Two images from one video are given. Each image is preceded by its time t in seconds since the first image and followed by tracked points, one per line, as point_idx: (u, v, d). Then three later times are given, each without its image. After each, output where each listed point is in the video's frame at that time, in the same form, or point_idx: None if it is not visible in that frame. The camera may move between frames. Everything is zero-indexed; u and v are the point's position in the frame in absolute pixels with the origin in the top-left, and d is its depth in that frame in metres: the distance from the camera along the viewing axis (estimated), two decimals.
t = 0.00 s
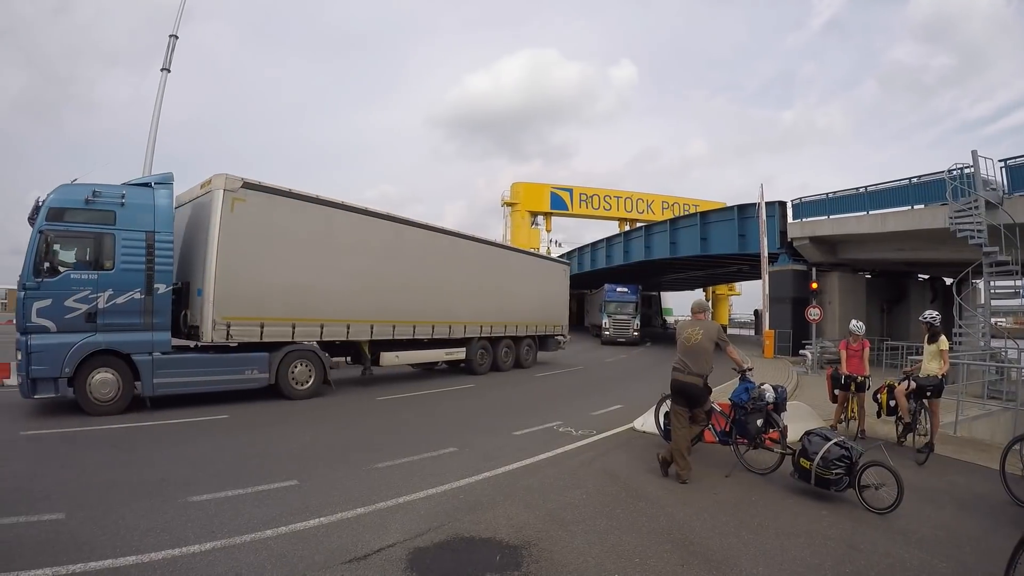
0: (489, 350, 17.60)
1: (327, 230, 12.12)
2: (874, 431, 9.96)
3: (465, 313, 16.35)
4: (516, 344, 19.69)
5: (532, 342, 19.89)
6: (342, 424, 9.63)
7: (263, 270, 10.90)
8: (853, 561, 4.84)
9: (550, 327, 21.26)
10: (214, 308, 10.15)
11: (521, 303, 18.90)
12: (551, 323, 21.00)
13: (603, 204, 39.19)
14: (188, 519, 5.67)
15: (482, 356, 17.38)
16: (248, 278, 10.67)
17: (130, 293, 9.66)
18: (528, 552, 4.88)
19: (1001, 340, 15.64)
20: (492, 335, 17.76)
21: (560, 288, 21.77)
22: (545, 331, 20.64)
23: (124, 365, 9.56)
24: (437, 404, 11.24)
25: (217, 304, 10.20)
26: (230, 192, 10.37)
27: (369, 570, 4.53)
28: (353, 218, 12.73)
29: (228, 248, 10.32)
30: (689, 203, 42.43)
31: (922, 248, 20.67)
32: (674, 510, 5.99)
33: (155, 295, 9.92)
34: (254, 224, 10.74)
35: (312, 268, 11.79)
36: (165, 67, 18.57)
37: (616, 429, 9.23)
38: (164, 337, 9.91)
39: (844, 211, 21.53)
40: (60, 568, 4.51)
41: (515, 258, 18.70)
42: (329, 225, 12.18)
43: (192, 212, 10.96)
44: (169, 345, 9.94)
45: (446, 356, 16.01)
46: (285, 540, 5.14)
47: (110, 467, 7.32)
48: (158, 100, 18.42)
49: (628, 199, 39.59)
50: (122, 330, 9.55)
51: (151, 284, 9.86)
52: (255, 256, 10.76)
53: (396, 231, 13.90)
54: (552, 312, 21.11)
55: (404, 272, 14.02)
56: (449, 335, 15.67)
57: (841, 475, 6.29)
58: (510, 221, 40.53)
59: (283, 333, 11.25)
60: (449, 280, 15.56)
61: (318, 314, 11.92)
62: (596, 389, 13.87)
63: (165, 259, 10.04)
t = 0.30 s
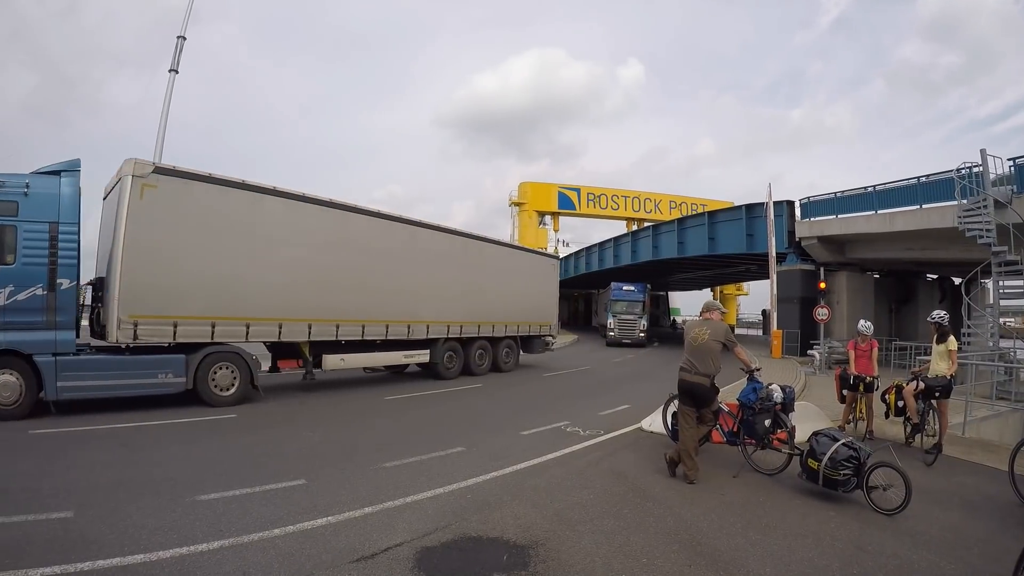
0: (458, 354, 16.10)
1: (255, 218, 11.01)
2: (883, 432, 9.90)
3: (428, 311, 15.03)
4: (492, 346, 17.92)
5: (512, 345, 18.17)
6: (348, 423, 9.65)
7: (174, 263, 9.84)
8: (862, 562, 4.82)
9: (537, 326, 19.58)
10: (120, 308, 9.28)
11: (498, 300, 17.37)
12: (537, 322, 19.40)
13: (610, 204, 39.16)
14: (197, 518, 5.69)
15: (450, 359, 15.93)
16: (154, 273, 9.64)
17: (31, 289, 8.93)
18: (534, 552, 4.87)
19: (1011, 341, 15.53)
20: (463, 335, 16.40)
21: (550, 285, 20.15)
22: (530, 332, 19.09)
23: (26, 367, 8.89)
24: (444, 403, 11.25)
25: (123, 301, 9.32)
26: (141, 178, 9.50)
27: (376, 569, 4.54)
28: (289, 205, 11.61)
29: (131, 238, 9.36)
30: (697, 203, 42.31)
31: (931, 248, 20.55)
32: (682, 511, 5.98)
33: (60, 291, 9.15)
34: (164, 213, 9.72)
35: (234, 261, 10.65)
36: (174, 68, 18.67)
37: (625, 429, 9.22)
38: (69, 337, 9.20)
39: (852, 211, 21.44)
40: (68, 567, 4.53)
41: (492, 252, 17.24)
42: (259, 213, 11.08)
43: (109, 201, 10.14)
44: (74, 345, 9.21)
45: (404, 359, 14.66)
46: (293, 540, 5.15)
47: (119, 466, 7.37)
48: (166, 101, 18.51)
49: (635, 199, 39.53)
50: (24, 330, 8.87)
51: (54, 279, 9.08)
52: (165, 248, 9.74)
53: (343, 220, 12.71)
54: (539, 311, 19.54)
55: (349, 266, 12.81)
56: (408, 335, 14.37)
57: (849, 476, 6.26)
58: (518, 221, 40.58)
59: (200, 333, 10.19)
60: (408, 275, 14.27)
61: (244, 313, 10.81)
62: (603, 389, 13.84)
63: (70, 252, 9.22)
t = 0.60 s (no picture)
0: (416, 359, 14.56)
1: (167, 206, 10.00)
2: (887, 434, 9.86)
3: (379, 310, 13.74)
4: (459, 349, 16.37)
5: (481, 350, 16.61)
6: (353, 424, 9.67)
7: (65, 254, 8.94)
8: (866, 563, 4.82)
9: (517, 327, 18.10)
10: (13, 306, 8.56)
11: (467, 299, 15.92)
12: (517, 323, 17.94)
13: (615, 205, 39.15)
14: (202, 517, 5.71)
15: (406, 363, 14.39)
16: (42, 266, 8.76)
17: None
18: (538, 554, 4.87)
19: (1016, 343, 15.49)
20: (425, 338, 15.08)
21: (534, 284, 18.66)
22: (508, 334, 17.63)
23: None
24: (448, 404, 11.27)
25: (16, 299, 8.58)
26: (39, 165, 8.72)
27: (382, 569, 4.56)
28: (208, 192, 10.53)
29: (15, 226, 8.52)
30: (701, 204, 42.28)
31: (936, 249, 20.51)
32: (686, 512, 5.97)
33: None
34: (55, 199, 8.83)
35: (137, 254, 9.66)
36: (179, 69, 18.75)
37: (630, 430, 9.23)
38: None
39: (857, 212, 21.39)
40: (72, 566, 4.56)
41: (461, 246, 15.81)
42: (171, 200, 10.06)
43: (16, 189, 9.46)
44: None
45: (348, 363, 13.36)
46: (298, 540, 5.16)
47: (126, 465, 7.42)
48: (172, 103, 18.59)
49: (639, 200, 39.53)
50: None
51: None
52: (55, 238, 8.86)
53: (275, 210, 11.56)
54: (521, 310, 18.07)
55: (280, 261, 11.62)
56: (353, 337, 13.13)
57: (853, 478, 6.24)
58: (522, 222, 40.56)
59: (101, 334, 9.31)
60: (353, 272, 12.99)
61: (151, 312, 9.82)
62: (608, 390, 13.82)
63: None
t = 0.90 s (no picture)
0: (358, 363, 13.07)
1: (136, 205, 9.89)
2: (890, 434, 9.83)
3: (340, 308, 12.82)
4: (413, 352, 14.68)
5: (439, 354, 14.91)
6: (354, 424, 9.67)
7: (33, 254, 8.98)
8: (868, 564, 4.82)
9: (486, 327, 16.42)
10: None
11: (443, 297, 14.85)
12: (490, 323, 16.22)
13: (616, 206, 39.15)
14: (202, 517, 5.73)
15: (346, 369, 12.88)
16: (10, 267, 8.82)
17: None
18: (539, 553, 4.89)
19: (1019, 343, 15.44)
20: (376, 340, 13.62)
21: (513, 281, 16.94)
22: (484, 336, 16.02)
23: None
24: (449, 404, 11.25)
25: None
26: None
27: (384, 570, 4.57)
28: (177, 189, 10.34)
29: None
30: (703, 204, 42.26)
31: (938, 250, 20.48)
32: (687, 512, 5.99)
33: None
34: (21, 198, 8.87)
35: (107, 253, 9.61)
36: (181, 70, 18.80)
37: (632, 431, 9.24)
38: None
39: (859, 212, 21.36)
40: (75, 566, 4.57)
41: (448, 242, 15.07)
42: (138, 198, 9.93)
43: None
44: None
45: (275, 368, 11.96)
46: (299, 540, 5.18)
47: (128, 465, 7.44)
48: (174, 104, 18.63)
49: (641, 200, 39.52)
50: None
51: None
52: (23, 238, 8.91)
53: (249, 206, 11.25)
54: (495, 309, 16.33)
55: (255, 259, 11.31)
56: (280, 339, 11.77)
57: (855, 479, 6.24)
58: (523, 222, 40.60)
59: (78, 335, 9.34)
60: (332, 270, 12.53)
61: (126, 312, 9.78)
62: (610, 390, 13.82)
63: None
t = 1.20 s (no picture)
0: (288, 367, 11.72)
1: (143, 206, 9.94)
2: (891, 435, 9.84)
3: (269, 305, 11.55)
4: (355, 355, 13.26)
5: (383, 357, 13.50)
6: (355, 423, 9.68)
7: (48, 256, 9.13)
8: (869, 564, 4.83)
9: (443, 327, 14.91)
10: None
11: (396, 296, 13.58)
12: (446, 322, 14.70)
13: (617, 206, 39.18)
14: (203, 515, 5.74)
15: (272, 372, 11.55)
16: (24, 270, 8.98)
17: None
18: (539, 553, 4.90)
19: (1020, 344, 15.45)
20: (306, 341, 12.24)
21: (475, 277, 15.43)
22: (440, 337, 14.60)
23: None
24: (449, 404, 11.26)
25: None
26: None
27: (385, 569, 4.57)
28: (182, 190, 10.35)
29: None
30: (704, 205, 42.29)
31: (939, 251, 20.48)
32: (688, 513, 5.98)
33: None
34: (31, 202, 8.99)
35: (118, 254, 9.71)
36: (183, 69, 18.83)
37: (633, 431, 9.25)
38: None
39: (861, 213, 21.35)
40: (76, 564, 4.59)
41: (426, 238, 14.26)
42: (145, 200, 9.97)
43: None
44: None
45: (184, 370, 10.64)
46: (301, 539, 5.19)
47: (130, 463, 7.47)
48: (175, 103, 18.66)
49: (642, 200, 39.52)
50: None
51: None
52: (34, 241, 9.03)
53: (252, 206, 11.18)
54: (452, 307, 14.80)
55: (258, 258, 11.26)
56: (191, 339, 10.51)
57: (856, 479, 6.24)
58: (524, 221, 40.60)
59: (95, 333, 9.56)
60: (308, 266, 11.96)
61: (23, 308, 8.97)
62: (611, 391, 13.81)
63: None
